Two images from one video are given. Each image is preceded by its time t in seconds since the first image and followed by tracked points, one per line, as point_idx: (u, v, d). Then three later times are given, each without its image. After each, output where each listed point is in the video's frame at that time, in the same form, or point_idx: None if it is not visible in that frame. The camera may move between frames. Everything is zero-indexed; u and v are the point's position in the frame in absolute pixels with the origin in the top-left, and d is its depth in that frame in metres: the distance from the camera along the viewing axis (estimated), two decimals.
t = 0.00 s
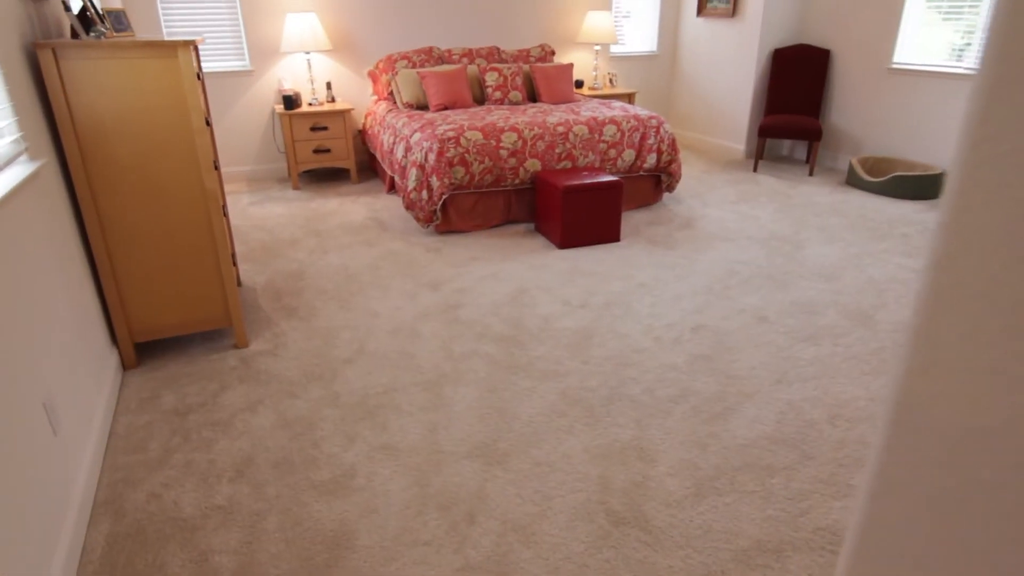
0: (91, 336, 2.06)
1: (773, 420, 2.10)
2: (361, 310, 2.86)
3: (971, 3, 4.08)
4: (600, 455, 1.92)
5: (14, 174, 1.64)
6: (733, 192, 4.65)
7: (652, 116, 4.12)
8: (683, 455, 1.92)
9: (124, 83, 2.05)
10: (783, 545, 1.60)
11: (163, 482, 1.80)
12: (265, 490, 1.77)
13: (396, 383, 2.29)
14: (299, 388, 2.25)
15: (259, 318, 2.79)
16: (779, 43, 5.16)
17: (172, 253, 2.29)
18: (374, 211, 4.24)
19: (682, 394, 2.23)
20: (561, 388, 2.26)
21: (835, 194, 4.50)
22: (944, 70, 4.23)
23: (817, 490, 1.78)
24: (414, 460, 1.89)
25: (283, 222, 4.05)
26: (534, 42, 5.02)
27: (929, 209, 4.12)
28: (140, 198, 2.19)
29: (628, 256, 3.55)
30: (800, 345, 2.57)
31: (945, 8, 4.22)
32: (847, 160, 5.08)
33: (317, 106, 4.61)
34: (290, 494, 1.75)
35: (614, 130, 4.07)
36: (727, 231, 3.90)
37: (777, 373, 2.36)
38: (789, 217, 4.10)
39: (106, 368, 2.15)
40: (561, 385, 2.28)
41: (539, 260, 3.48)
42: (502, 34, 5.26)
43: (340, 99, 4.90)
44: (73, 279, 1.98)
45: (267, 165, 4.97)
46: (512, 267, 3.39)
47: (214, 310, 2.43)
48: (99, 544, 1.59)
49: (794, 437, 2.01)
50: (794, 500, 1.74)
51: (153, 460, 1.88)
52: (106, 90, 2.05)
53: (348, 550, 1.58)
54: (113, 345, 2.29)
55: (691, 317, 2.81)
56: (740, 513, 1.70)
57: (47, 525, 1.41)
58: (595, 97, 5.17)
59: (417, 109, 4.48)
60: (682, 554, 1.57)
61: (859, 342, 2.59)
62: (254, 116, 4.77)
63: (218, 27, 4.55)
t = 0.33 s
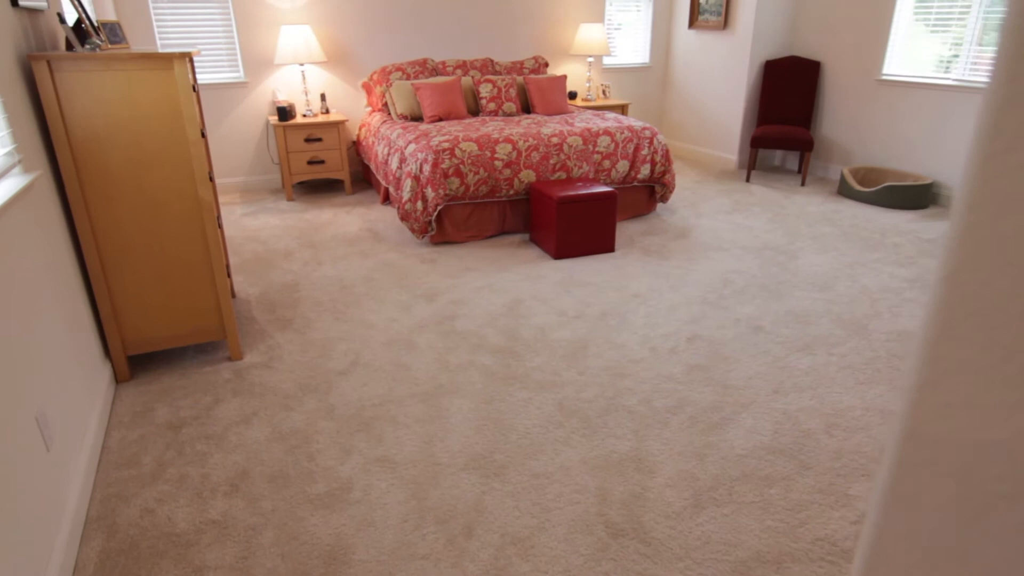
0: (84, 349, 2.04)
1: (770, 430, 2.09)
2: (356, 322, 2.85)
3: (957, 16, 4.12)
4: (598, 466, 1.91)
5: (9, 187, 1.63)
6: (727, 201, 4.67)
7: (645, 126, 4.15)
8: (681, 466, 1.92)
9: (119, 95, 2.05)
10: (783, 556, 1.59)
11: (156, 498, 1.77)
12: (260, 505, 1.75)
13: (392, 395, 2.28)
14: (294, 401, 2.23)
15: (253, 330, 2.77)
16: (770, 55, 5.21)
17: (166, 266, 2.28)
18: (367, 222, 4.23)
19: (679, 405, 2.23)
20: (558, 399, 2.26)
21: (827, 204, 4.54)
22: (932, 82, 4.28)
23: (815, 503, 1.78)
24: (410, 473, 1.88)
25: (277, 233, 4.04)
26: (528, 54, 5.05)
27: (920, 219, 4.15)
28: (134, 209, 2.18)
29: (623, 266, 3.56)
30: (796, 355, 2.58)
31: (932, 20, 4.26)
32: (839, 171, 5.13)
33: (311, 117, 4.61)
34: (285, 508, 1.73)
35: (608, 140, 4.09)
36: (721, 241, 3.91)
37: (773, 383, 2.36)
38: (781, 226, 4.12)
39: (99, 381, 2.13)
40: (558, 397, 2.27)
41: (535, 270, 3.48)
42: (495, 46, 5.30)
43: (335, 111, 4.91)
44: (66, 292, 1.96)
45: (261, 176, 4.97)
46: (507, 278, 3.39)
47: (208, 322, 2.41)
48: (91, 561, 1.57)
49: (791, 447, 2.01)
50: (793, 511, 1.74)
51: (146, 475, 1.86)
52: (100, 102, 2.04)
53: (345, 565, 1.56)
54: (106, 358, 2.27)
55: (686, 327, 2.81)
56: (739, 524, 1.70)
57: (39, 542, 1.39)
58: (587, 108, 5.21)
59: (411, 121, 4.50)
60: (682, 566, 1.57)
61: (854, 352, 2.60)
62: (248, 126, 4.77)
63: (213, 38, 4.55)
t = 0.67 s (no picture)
0: (77, 362, 2.02)
1: (766, 440, 2.10)
2: (351, 334, 2.84)
3: (944, 29, 4.19)
4: (596, 478, 1.90)
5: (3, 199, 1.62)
6: (720, 212, 4.69)
7: (638, 137, 4.18)
8: (679, 476, 1.92)
9: (113, 107, 2.04)
10: (782, 568, 1.59)
11: (149, 513, 1.75)
12: (256, 519, 1.73)
13: (388, 407, 2.27)
14: (289, 414, 2.21)
15: (247, 343, 2.76)
16: (760, 67, 5.27)
17: (160, 278, 2.27)
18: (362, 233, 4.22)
19: (676, 415, 2.23)
20: (554, 410, 2.25)
21: (819, 214, 4.57)
22: (921, 93, 4.34)
23: (813, 512, 1.78)
24: (407, 486, 1.86)
25: (270, 244, 4.03)
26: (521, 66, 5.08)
27: (911, 229, 4.19)
28: (128, 221, 2.17)
29: (617, 276, 3.57)
30: (790, 364, 2.58)
31: (919, 33, 4.33)
32: (829, 181, 5.18)
33: (305, 128, 4.62)
34: (282, 524, 1.71)
35: (602, 151, 4.11)
36: (714, 250, 3.93)
37: (768, 394, 2.37)
38: (774, 236, 4.15)
39: (91, 395, 2.11)
40: (555, 408, 2.26)
41: (529, 281, 3.48)
42: (488, 58, 5.33)
43: (328, 123, 4.92)
44: (59, 304, 1.94)
45: (254, 188, 4.96)
46: (502, 289, 3.38)
47: (203, 334, 2.40)
48: None
49: (787, 457, 2.01)
50: (790, 521, 1.74)
51: (139, 491, 1.84)
52: (94, 114, 2.03)
53: None
54: (98, 371, 2.25)
55: (681, 337, 2.81)
56: (738, 535, 1.69)
57: (31, 560, 1.36)
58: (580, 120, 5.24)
59: (405, 132, 4.51)
60: None
61: (848, 361, 2.60)
62: (242, 137, 4.77)
63: (206, 51, 4.56)
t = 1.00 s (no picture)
0: (68, 376, 1.99)
1: (763, 450, 2.09)
2: (345, 346, 2.82)
3: (931, 41, 4.25)
4: (593, 490, 1.89)
5: None
6: (712, 222, 4.72)
7: (631, 149, 4.20)
8: (677, 487, 1.91)
9: (106, 119, 2.03)
10: None
11: (141, 529, 1.73)
12: (250, 535, 1.71)
13: (383, 420, 2.25)
14: (283, 427, 2.19)
15: (240, 355, 2.73)
16: (751, 79, 5.32)
17: (153, 291, 2.25)
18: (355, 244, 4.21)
19: (672, 426, 2.22)
20: (551, 422, 2.24)
21: (810, 224, 4.60)
22: (910, 105, 4.39)
23: (811, 522, 1.77)
24: (403, 500, 1.85)
25: (264, 256, 4.01)
26: (514, 78, 5.11)
27: (902, 238, 4.22)
28: (121, 234, 2.15)
29: (612, 286, 3.57)
30: (786, 374, 2.59)
31: (906, 46, 4.39)
32: (820, 191, 5.21)
33: (298, 140, 4.62)
34: (277, 540, 1.69)
35: (595, 163, 4.13)
36: (708, 260, 3.95)
37: (764, 404, 2.37)
38: (766, 246, 4.17)
39: (82, 410, 2.09)
40: (551, 420, 2.26)
41: (524, 292, 3.48)
42: (481, 70, 5.36)
43: (322, 134, 4.92)
44: (51, 317, 1.92)
45: (247, 199, 4.94)
46: (497, 300, 3.38)
47: (196, 347, 2.38)
48: None
49: (784, 467, 2.01)
50: (788, 532, 1.73)
51: (131, 507, 1.81)
52: (89, 126, 2.02)
53: None
54: (89, 385, 2.23)
55: (677, 348, 2.81)
56: (737, 547, 1.69)
57: None
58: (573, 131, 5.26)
59: (399, 143, 4.52)
60: None
61: (843, 370, 2.61)
62: (235, 148, 4.77)
63: (199, 63, 4.56)
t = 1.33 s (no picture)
0: (60, 390, 1.97)
1: (758, 460, 2.10)
2: (339, 358, 2.80)
3: (918, 54, 4.31)
4: (590, 502, 1.89)
5: None
6: (705, 232, 4.75)
7: (624, 160, 4.22)
8: (674, 499, 1.90)
9: (101, 131, 2.03)
10: None
11: (134, 544, 1.70)
12: (244, 550, 1.69)
13: (378, 432, 2.24)
14: (277, 440, 2.17)
15: (234, 367, 2.72)
16: (742, 91, 5.37)
17: (146, 304, 2.23)
18: (349, 255, 4.20)
19: (669, 436, 2.22)
20: (547, 433, 2.23)
21: (802, 233, 4.63)
22: (898, 116, 4.45)
23: (810, 533, 1.77)
24: (400, 513, 1.83)
25: (257, 267, 4.00)
26: (507, 90, 5.14)
27: (893, 248, 4.26)
28: (114, 245, 2.14)
29: (606, 296, 3.57)
30: (781, 384, 2.59)
31: (894, 58, 4.45)
32: (811, 201, 5.25)
33: (291, 151, 4.62)
34: (271, 555, 1.67)
35: (589, 174, 4.15)
36: (701, 270, 3.96)
37: (760, 413, 2.37)
38: (758, 256, 4.20)
39: (74, 423, 2.06)
40: (548, 431, 2.25)
41: (518, 302, 3.48)
42: (475, 82, 5.38)
43: (315, 145, 4.92)
44: (43, 330, 1.90)
45: (240, 210, 4.93)
46: (491, 310, 3.37)
47: (188, 359, 2.36)
48: None
49: (781, 477, 2.01)
50: (786, 542, 1.73)
51: (123, 522, 1.79)
52: (82, 137, 2.01)
53: None
54: (81, 399, 2.20)
55: (672, 358, 2.82)
56: (735, 557, 1.68)
57: None
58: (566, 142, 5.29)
59: (393, 155, 4.53)
60: None
61: (837, 380, 2.62)
62: (228, 160, 4.77)
63: (192, 75, 4.56)
